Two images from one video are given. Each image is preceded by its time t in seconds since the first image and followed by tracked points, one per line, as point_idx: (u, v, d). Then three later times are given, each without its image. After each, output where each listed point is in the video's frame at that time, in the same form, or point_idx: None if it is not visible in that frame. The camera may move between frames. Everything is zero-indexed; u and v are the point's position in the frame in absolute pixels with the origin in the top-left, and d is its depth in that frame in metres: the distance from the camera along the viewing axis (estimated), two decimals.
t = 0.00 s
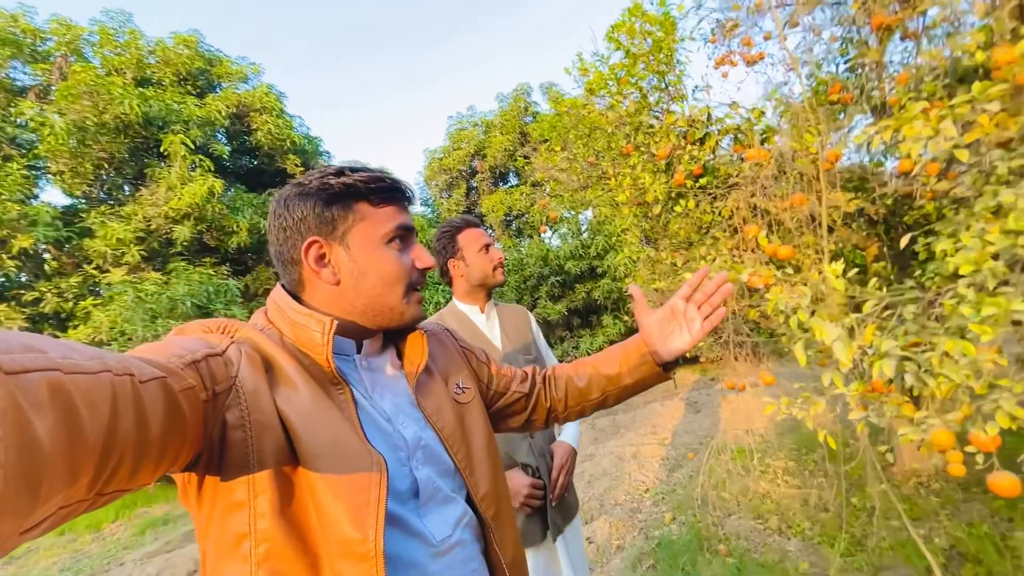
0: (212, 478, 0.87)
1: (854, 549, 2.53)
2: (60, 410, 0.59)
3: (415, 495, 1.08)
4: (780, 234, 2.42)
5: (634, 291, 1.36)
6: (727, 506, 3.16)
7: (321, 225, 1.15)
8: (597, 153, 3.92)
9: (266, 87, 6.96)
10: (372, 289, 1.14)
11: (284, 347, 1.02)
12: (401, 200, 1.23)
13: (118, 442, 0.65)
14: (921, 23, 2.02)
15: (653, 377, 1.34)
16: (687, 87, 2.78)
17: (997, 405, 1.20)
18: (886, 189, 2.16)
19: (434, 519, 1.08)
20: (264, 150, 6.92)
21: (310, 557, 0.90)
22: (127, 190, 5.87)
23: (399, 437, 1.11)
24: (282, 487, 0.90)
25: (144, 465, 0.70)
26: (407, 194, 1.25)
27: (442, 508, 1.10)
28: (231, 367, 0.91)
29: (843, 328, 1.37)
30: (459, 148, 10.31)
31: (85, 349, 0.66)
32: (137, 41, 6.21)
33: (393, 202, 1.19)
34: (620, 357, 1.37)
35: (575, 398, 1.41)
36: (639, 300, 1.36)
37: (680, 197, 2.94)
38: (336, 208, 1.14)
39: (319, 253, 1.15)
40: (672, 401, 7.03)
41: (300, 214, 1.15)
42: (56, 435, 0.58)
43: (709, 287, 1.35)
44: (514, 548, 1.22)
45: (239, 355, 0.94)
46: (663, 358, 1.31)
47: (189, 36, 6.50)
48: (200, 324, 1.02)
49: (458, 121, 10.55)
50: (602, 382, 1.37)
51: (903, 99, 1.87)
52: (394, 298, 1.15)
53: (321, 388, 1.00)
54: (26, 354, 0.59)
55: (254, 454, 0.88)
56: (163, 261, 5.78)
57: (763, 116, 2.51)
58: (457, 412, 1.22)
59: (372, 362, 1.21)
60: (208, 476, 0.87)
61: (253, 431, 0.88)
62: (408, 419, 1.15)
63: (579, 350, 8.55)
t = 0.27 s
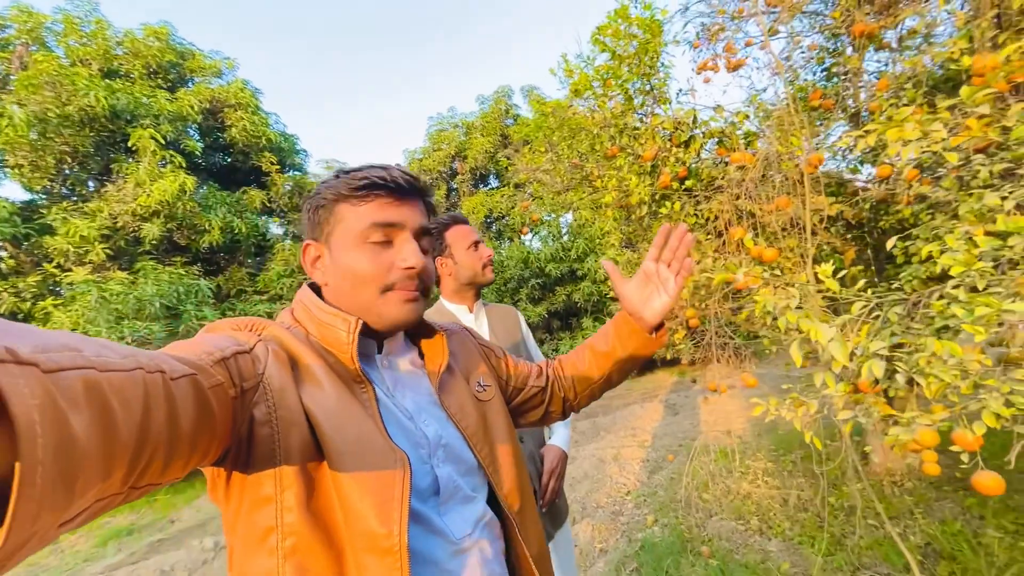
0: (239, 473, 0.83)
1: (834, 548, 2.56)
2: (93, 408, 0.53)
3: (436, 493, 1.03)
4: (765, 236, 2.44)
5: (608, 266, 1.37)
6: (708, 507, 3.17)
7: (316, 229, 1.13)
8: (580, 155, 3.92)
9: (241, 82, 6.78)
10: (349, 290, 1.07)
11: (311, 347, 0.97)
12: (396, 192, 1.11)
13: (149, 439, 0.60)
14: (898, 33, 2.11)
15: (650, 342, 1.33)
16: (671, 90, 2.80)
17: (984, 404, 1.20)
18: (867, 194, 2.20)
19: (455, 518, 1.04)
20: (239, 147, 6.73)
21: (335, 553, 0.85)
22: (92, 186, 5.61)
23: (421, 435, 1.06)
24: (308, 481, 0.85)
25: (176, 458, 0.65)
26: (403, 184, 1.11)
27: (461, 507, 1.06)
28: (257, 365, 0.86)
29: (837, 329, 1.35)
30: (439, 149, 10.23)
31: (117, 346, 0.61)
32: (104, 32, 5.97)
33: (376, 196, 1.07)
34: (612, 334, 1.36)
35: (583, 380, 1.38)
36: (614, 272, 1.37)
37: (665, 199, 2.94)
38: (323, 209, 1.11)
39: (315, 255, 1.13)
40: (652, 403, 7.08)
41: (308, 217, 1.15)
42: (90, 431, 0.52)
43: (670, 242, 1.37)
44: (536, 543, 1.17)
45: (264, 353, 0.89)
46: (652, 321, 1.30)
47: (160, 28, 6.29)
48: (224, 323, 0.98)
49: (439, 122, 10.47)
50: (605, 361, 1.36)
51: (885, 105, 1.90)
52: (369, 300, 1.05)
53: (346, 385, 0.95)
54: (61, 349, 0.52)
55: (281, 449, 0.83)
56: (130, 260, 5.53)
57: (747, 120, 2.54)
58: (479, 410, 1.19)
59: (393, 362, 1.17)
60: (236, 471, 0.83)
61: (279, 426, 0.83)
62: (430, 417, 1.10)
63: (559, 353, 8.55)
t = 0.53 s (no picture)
0: (268, 458, 0.86)
1: (817, 543, 2.61)
2: (139, 389, 0.52)
3: (456, 493, 1.03)
4: (752, 237, 2.49)
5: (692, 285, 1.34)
6: (694, 506, 3.20)
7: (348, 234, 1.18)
8: (565, 157, 3.93)
9: (217, 79, 6.61)
10: (367, 299, 1.08)
11: (343, 341, 1.01)
12: (413, 199, 1.09)
13: (189, 418, 0.60)
14: (877, 41, 2.18)
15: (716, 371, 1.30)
16: (658, 93, 2.83)
17: (973, 398, 1.21)
18: (850, 196, 2.26)
19: (475, 519, 1.04)
20: (214, 145, 6.56)
21: (356, 543, 0.87)
22: (57, 183, 5.38)
23: (445, 435, 1.07)
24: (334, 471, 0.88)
25: (211, 439, 0.66)
26: (420, 191, 1.08)
27: (481, 508, 1.06)
28: (293, 355, 0.90)
29: (835, 326, 1.36)
30: (419, 150, 10.15)
31: (162, 328, 0.61)
32: (71, 23, 5.74)
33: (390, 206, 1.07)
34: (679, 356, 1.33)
35: (632, 400, 1.35)
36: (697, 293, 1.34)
37: (651, 201, 2.97)
38: (353, 217, 1.15)
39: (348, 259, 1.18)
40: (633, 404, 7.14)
41: (344, 221, 1.20)
42: (138, 410, 0.51)
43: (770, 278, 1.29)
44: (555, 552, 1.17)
45: (299, 342, 0.94)
46: (728, 352, 1.28)
47: (131, 21, 6.10)
48: (268, 312, 1.05)
49: (419, 123, 10.40)
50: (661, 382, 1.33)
51: (868, 110, 1.96)
52: (383, 312, 1.06)
53: (374, 381, 0.98)
54: (113, 332, 0.51)
55: (310, 438, 0.86)
56: (97, 260, 5.31)
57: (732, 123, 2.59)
58: (504, 414, 1.19)
59: (421, 360, 1.18)
60: (266, 456, 0.86)
61: (310, 416, 0.87)
62: (455, 417, 1.12)
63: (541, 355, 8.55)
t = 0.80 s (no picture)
0: (271, 448, 0.88)
1: (799, 538, 2.66)
2: (138, 375, 0.53)
3: (456, 494, 1.03)
4: (735, 237, 2.52)
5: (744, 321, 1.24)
6: (678, 504, 3.23)
7: (353, 232, 1.22)
8: (549, 158, 3.94)
9: (192, 76, 6.45)
10: (371, 296, 1.12)
11: (349, 335, 1.05)
12: (413, 195, 1.13)
13: (192, 407, 0.61)
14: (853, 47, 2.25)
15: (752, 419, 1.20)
16: (642, 95, 2.86)
17: (952, 390, 1.24)
18: (828, 197, 2.31)
19: (475, 520, 1.04)
20: (189, 143, 6.40)
21: (353, 537, 0.88)
22: (22, 181, 5.16)
23: (448, 435, 1.07)
24: (335, 464, 0.90)
25: (213, 429, 0.67)
26: (420, 187, 1.13)
27: (481, 510, 1.06)
28: (299, 347, 0.93)
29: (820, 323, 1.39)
30: (401, 151, 10.07)
31: (163, 316, 0.60)
32: (37, 16, 5.54)
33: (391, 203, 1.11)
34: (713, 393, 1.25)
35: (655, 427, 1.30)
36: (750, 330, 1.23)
37: (636, 202, 2.99)
38: (357, 216, 1.20)
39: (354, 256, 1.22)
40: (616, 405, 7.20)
41: (350, 219, 1.26)
42: (135, 396, 0.52)
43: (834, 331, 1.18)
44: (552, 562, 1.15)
45: (306, 335, 0.97)
46: (767, 400, 1.18)
47: (101, 15, 5.93)
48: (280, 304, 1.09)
49: (400, 123, 10.32)
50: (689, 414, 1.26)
51: (846, 113, 2.01)
52: (386, 307, 1.10)
53: (377, 376, 1.01)
54: (115, 318, 0.51)
55: (312, 431, 0.88)
56: (65, 261, 5.11)
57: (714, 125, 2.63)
58: (509, 418, 1.18)
59: (425, 358, 1.18)
60: (269, 446, 0.88)
61: (313, 409, 0.90)
62: (458, 417, 1.11)
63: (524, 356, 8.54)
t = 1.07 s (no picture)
0: (262, 457, 0.86)
1: (785, 536, 2.69)
2: (125, 383, 0.52)
3: (452, 499, 1.01)
4: (721, 239, 2.54)
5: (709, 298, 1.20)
6: (665, 504, 3.25)
7: (343, 236, 1.22)
8: (536, 160, 3.93)
9: (170, 74, 6.32)
10: (363, 297, 1.11)
11: (341, 340, 1.03)
12: (402, 194, 1.14)
13: (179, 415, 0.60)
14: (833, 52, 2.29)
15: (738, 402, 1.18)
16: (627, 98, 2.87)
17: (935, 389, 1.26)
18: (810, 200, 2.35)
19: (471, 526, 1.01)
20: (167, 143, 6.26)
21: (349, 545, 0.86)
22: None
23: (442, 439, 1.05)
24: (329, 471, 0.88)
25: (202, 437, 0.66)
26: (408, 185, 1.14)
27: (478, 516, 1.03)
28: (290, 354, 0.91)
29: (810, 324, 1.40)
30: (385, 152, 9.99)
31: (150, 323, 0.59)
32: (7, 12, 5.38)
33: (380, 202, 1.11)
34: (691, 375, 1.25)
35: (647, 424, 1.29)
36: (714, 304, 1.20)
37: (622, 204, 3.00)
38: (345, 219, 1.20)
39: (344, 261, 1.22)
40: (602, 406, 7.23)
41: (339, 224, 1.26)
42: (122, 405, 0.51)
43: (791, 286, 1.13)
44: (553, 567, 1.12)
45: (297, 342, 0.95)
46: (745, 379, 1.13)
47: (75, 12, 5.78)
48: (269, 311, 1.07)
49: (385, 124, 10.24)
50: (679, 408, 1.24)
51: (828, 116, 2.04)
52: (378, 307, 1.09)
53: (370, 381, 0.99)
54: (101, 326, 0.51)
55: (305, 437, 0.86)
56: (37, 265, 4.96)
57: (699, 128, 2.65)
58: (505, 422, 1.16)
59: (419, 362, 1.17)
60: (260, 455, 0.86)
61: (305, 415, 0.87)
62: (452, 421, 1.10)
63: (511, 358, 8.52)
